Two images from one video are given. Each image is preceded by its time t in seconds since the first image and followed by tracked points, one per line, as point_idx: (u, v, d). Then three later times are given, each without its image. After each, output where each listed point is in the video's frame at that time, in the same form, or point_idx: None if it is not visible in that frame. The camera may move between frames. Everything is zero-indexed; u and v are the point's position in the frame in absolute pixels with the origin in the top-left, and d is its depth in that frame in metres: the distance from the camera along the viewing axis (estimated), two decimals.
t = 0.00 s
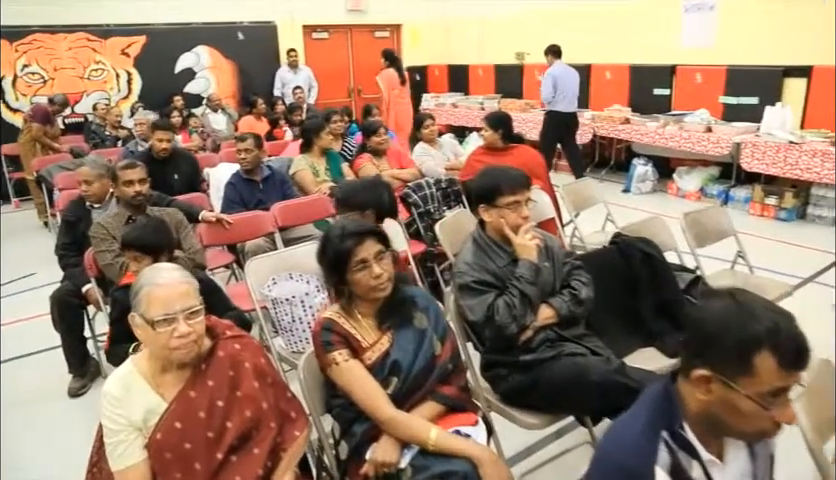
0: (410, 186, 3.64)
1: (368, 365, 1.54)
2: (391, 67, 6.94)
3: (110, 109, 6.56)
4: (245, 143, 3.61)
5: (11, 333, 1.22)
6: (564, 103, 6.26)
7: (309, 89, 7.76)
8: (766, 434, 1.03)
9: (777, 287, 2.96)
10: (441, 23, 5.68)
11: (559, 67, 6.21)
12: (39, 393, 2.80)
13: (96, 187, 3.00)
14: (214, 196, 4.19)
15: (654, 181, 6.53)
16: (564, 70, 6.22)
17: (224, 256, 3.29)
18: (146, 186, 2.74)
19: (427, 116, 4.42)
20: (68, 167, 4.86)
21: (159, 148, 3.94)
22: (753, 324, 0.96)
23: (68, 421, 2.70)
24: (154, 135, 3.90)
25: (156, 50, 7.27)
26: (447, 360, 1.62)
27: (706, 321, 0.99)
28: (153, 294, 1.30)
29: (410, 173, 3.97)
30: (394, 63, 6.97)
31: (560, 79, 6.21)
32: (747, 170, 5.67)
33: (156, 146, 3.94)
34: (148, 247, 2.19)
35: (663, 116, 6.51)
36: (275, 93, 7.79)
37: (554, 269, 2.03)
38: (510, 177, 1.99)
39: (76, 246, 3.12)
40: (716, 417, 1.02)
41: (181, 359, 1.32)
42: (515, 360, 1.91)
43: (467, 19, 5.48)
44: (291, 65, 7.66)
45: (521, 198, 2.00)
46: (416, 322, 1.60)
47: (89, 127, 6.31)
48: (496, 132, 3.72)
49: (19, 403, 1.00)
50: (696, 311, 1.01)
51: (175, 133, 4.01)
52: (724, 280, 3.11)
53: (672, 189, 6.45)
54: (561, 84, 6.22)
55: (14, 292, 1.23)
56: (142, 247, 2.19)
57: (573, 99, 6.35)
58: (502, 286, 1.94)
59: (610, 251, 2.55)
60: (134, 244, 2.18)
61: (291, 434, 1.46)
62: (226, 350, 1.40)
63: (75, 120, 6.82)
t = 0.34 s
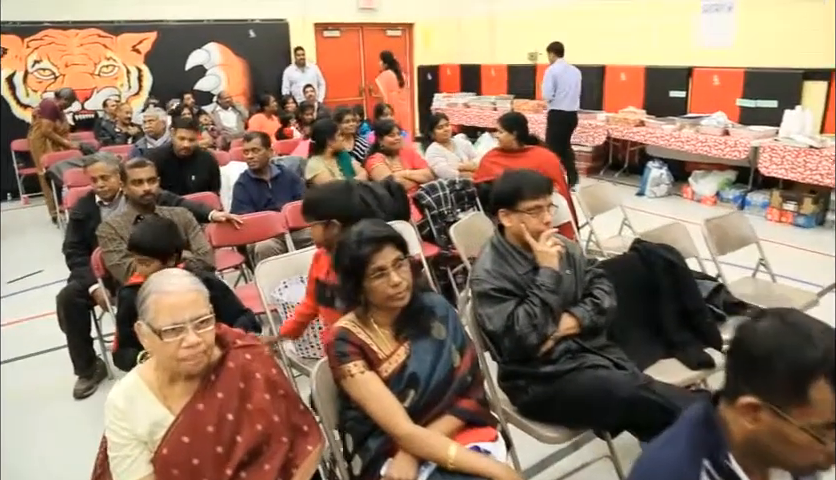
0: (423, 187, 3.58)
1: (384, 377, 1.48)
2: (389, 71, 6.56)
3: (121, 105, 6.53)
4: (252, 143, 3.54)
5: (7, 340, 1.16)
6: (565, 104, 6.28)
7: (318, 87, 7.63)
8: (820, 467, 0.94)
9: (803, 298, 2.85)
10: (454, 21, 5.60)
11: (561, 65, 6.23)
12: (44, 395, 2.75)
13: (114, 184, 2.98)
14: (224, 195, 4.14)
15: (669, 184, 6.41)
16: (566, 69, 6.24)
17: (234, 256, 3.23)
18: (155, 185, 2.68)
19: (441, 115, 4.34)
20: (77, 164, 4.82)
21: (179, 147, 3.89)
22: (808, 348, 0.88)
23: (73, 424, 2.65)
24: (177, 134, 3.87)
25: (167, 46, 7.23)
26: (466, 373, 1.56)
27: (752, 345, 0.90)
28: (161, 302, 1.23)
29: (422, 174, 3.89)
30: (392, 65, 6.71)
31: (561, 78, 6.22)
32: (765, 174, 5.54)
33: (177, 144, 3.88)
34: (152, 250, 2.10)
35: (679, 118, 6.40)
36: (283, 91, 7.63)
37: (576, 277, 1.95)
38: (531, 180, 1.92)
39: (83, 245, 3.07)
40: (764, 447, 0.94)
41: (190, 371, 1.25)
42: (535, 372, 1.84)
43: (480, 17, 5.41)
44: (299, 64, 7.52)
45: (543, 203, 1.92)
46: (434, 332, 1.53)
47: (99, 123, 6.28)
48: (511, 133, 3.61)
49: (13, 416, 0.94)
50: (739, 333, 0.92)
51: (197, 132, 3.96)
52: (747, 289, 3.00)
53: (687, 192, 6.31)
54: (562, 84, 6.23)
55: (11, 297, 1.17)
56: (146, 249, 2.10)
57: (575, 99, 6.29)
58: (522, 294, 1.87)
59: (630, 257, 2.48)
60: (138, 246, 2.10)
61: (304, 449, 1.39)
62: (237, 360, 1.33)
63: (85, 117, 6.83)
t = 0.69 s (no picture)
0: (438, 185, 3.53)
1: (403, 384, 1.42)
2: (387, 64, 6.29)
3: (132, 101, 6.53)
4: (264, 138, 3.51)
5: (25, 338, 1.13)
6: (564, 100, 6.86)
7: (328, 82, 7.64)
8: None
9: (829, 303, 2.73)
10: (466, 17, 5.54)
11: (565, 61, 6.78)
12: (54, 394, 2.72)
13: (117, 179, 2.95)
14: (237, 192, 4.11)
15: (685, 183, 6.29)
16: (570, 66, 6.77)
17: (246, 254, 3.18)
18: (167, 182, 2.63)
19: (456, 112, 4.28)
20: (88, 160, 4.80)
21: (193, 144, 3.85)
22: None
23: (83, 423, 2.61)
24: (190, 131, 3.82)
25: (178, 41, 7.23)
26: (488, 379, 1.50)
27: (815, 361, 0.83)
28: (174, 307, 1.17)
29: (436, 172, 3.84)
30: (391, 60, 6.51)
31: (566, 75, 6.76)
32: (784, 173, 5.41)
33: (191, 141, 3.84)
34: (164, 249, 2.02)
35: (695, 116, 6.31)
36: (294, 88, 7.64)
37: (599, 279, 1.89)
38: (554, 179, 1.86)
39: (94, 242, 3.03)
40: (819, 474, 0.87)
41: (203, 378, 1.20)
42: (557, 377, 1.78)
43: (492, 12, 5.34)
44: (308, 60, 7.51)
45: (565, 203, 1.86)
46: (456, 337, 1.48)
47: (110, 118, 6.27)
48: (528, 130, 3.54)
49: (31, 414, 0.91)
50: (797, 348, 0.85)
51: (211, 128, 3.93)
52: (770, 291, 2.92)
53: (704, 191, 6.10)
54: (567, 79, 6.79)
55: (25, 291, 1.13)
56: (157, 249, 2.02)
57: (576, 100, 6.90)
58: (544, 296, 1.81)
59: (651, 258, 2.41)
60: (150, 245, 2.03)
61: (321, 458, 1.34)
62: (252, 366, 1.28)
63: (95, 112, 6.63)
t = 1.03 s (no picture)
0: (446, 183, 3.48)
1: (422, 388, 1.39)
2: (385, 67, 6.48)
3: (134, 100, 6.51)
4: (272, 136, 3.48)
5: (18, 341, 1.10)
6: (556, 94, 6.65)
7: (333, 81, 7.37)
8: None
9: None
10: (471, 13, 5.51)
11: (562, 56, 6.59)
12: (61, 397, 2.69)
13: (113, 180, 2.91)
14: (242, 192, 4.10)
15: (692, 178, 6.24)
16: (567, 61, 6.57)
17: (253, 254, 3.14)
18: (174, 183, 2.60)
19: (463, 109, 4.25)
20: (91, 160, 4.75)
21: (194, 146, 3.82)
22: None
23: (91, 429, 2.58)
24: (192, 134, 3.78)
25: (181, 39, 7.21)
26: (508, 382, 1.47)
27: None
28: (187, 313, 1.12)
29: (444, 169, 3.81)
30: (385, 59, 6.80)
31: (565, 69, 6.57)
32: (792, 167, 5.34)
33: (192, 144, 3.82)
34: (174, 249, 1.97)
35: (702, 111, 6.27)
36: (298, 87, 7.46)
37: (616, 278, 1.86)
38: (570, 177, 1.82)
39: (99, 244, 2.99)
40: None
41: (218, 386, 1.16)
42: (576, 378, 1.75)
43: (496, 8, 5.29)
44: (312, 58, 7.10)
45: (582, 201, 1.82)
46: (474, 340, 1.44)
47: (113, 118, 6.25)
48: (535, 126, 3.53)
49: (16, 420, 0.89)
50: None
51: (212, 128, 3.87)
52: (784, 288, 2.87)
53: (710, 186, 6.05)
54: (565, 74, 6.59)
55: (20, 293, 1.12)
56: (167, 249, 1.97)
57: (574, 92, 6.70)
58: (561, 296, 1.78)
59: (666, 255, 2.37)
60: (160, 246, 1.98)
61: (339, 465, 1.31)
62: (267, 373, 1.25)
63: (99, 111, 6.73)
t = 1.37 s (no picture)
0: (447, 184, 3.45)
1: (437, 396, 1.37)
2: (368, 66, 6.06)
3: (129, 100, 6.46)
4: (275, 135, 3.41)
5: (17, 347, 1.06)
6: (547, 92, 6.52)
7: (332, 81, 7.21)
8: None
9: None
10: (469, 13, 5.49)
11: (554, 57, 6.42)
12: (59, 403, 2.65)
13: (109, 183, 2.86)
14: (240, 194, 4.07)
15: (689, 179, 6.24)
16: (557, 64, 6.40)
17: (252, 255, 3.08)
18: (176, 184, 2.57)
19: (463, 110, 4.23)
20: (86, 162, 4.70)
21: (183, 150, 3.77)
22: None
23: (90, 436, 2.54)
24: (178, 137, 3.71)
25: (176, 38, 7.17)
26: (524, 388, 1.45)
27: None
28: (201, 322, 1.09)
29: (444, 170, 3.78)
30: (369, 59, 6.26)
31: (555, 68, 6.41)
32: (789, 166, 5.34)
33: (181, 148, 3.76)
34: (180, 251, 1.93)
35: (699, 111, 6.28)
36: (298, 86, 7.40)
37: (627, 281, 1.84)
38: (580, 179, 1.80)
39: (96, 247, 2.94)
40: None
41: (231, 396, 1.12)
42: (588, 383, 1.73)
43: (494, 8, 5.25)
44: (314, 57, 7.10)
45: (593, 203, 1.80)
46: (489, 345, 1.42)
47: (107, 118, 6.20)
48: (536, 128, 3.52)
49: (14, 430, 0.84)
50: None
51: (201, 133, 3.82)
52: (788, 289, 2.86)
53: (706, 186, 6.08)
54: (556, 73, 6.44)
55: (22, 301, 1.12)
56: (173, 250, 1.93)
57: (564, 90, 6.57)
58: (573, 300, 1.76)
59: (671, 257, 2.35)
60: (165, 248, 1.94)
61: (354, 475, 1.28)
62: (281, 382, 1.21)
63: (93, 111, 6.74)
